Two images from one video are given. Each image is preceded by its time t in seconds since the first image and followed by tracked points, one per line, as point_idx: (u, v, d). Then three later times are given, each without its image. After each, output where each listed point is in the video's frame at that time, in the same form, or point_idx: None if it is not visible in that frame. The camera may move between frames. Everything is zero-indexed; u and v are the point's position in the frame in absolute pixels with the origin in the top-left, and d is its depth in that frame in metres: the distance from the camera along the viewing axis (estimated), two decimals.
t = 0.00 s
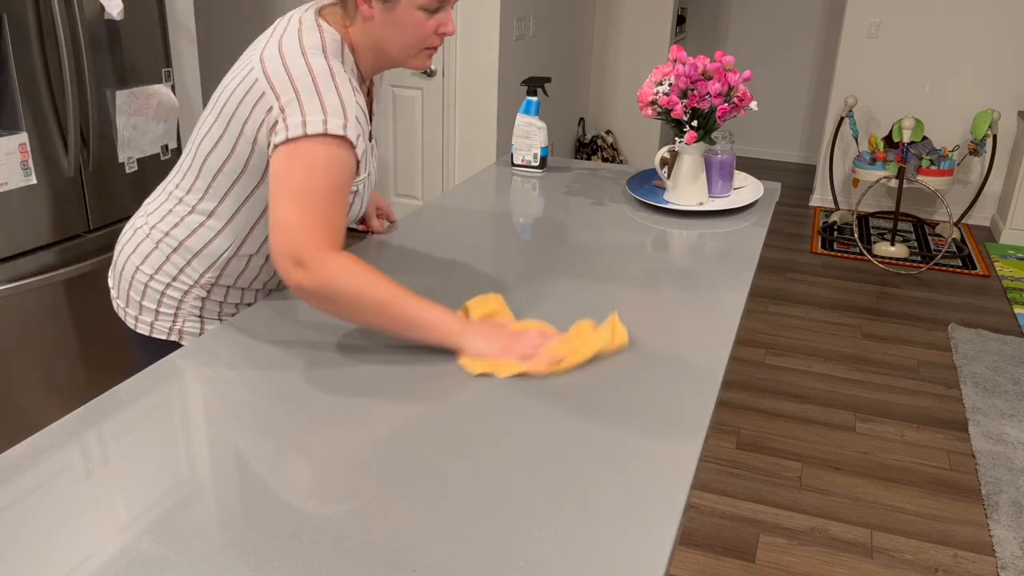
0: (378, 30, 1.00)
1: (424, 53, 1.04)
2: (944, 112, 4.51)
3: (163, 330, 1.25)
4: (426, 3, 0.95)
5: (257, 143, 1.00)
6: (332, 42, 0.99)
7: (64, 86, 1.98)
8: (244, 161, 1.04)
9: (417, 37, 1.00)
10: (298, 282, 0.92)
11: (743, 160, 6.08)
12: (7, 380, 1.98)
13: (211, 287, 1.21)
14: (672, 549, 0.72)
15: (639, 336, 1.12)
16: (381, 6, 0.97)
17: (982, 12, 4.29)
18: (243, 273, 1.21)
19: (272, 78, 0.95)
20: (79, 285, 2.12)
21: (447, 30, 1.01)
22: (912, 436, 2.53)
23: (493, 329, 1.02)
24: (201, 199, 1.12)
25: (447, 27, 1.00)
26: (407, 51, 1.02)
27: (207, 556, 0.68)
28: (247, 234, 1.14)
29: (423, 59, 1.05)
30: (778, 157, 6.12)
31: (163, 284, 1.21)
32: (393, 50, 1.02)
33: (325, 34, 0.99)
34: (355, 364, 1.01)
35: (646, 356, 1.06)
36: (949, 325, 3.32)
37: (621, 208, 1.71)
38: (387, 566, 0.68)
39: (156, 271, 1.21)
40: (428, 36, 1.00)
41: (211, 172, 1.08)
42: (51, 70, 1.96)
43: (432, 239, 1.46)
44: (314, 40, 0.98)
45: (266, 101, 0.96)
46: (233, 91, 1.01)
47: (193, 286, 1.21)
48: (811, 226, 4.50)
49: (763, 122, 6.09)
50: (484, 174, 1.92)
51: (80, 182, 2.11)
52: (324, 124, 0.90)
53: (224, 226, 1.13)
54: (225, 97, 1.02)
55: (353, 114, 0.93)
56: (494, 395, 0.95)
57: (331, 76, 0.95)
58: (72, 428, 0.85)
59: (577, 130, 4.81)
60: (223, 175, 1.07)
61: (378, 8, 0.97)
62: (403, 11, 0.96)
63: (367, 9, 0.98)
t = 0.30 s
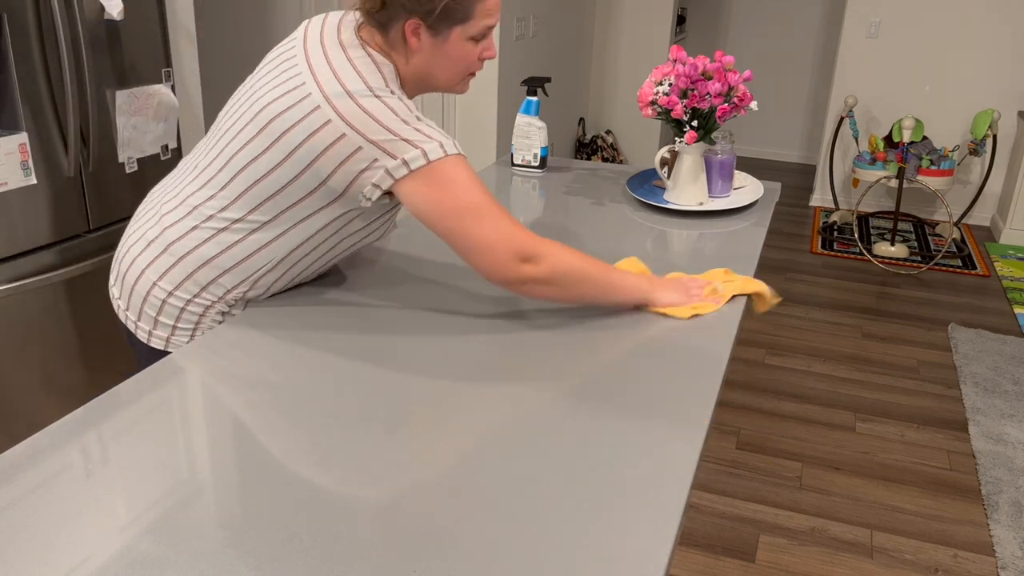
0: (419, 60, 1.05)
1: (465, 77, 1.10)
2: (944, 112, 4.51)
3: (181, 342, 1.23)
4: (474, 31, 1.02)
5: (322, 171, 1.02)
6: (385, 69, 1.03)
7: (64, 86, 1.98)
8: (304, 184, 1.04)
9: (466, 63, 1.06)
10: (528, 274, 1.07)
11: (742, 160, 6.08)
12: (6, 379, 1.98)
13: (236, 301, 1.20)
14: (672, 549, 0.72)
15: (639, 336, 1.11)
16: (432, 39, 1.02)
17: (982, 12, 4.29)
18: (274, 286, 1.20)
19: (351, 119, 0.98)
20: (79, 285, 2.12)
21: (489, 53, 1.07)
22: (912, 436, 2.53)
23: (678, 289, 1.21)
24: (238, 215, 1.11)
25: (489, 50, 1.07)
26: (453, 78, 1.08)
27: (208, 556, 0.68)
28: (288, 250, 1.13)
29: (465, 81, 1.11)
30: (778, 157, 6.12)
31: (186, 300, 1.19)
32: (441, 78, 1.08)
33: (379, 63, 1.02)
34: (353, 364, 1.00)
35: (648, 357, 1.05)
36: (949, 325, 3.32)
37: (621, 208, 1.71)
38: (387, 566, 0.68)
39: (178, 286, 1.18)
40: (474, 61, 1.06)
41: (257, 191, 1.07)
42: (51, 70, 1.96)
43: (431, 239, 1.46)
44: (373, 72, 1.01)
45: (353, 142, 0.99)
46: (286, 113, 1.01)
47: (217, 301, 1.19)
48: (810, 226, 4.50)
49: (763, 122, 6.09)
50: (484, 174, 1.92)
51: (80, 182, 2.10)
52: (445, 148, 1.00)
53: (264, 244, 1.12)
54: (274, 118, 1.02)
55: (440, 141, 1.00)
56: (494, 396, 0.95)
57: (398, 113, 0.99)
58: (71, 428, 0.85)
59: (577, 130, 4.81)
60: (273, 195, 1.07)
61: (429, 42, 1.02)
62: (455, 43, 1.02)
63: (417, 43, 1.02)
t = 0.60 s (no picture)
0: (376, 34, 1.04)
1: (417, 63, 1.08)
2: (944, 112, 4.51)
3: (171, 327, 1.25)
4: (415, 9, 0.99)
5: (281, 144, 1.02)
6: (349, 45, 1.03)
7: (64, 86, 1.98)
8: (267, 158, 1.05)
9: (411, 43, 1.03)
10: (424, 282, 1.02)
11: (742, 160, 6.08)
12: (6, 380, 1.98)
13: (224, 282, 1.22)
14: (672, 549, 0.72)
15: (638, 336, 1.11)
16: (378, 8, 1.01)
17: (983, 12, 4.29)
18: (258, 268, 1.21)
19: (302, 84, 0.97)
20: (80, 285, 2.12)
21: (441, 39, 1.04)
22: (912, 436, 2.53)
23: (608, 311, 1.10)
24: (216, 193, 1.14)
25: (440, 37, 1.03)
26: (400, 58, 1.06)
27: (208, 557, 0.68)
28: (263, 227, 1.15)
29: (417, 68, 1.09)
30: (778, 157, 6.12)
31: (175, 282, 1.22)
32: (386, 55, 1.06)
33: (342, 37, 1.04)
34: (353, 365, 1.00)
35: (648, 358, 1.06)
36: (949, 325, 3.32)
37: (621, 208, 1.71)
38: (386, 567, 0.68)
39: (167, 269, 1.21)
40: (422, 43, 1.03)
41: (229, 167, 1.09)
42: (51, 70, 1.96)
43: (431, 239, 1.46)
44: (333, 42, 1.02)
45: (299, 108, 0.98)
46: (252, 85, 1.03)
47: (204, 282, 1.21)
48: (810, 226, 4.50)
49: (763, 122, 6.09)
50: (484, 174, 1.92)
51: (80, 182, 2.10)
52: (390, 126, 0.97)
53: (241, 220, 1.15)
54: (238, 92, 1.05)
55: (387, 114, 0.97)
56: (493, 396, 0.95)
57: (356, 79, 0.98)
58: (72, 428, 0.85)
59: (577, 130, 4.81)
60: (244, 170, 1.08)
61: (376, 11, 1.02)
62: (396, 16, 1.00)
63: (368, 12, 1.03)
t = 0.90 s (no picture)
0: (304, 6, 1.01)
1: (348, 33, 1.03)
2: (944, 112, 4.52)
3: (136, 315, 1.25)
4: None
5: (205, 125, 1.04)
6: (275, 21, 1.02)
7: (64, 85, 1.97)
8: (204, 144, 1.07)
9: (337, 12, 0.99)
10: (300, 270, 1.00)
11: (742, 160, 6.08)
12: (6, 380, 1.98)
13: (184, 268, 1.22)
14: (672, 549, 0.72)
15: (639, 336, 1.11)
16: None
17: (983, 12, 4.29)
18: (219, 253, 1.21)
19: (217, 63, 0.97)
20: (80, 285, 2.12)
21: (369, 9, 1.00)
22: (912, 436, 2.53)
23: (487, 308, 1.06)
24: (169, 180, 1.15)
25: (368, 7, 1.00)
26: (329, 28, 1.02)
27: (209, 557, 0.68)
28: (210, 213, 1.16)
29: (348, 39, 1.04)
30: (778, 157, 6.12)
31: (139, 268, 1.23)
32: (316, 27, 1.02)
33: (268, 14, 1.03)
34: (354, 365, 1.00)
35: (649, 358, 1.05)
36: (949, 325, 3.32)
37: (621, 208, 1.71)
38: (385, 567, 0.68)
39: (131, 256, 1.23)
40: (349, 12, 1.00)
41: (175, 153, 1.11)
42: (51, 70, 1.96)
43: (431, 238, 1.46)
44: (255, 20, 1.01)
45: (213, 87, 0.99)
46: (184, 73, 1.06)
47: (165, 268, 1.22)
48: (810, 226, 4.50)
49: (763, 122, 6.09)
50: (484, 174, 1.92)
51: (80, 182, 2.10)
52: (288, 106, 0.94)
53: (191, 201, 1.15)
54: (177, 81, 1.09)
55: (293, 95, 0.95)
56: (494, 395, 0.95)
57: (273, 59, 0.98)
58: (72, 428, 0.85)
59: (577, 130, 4.81)
60: (188, 155, 1.10)
61: None
62: None
63: None
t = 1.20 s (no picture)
0: None
1: (295, 19, 1.07)
2: (943, 113, 4.52)
3: (139, 301, 1.28)
4: None
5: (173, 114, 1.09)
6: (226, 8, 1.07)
7: (64, 85, 1.97)
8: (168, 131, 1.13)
9: None
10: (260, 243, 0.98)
11: (742, 160, 6.08)
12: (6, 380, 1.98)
13: (182, 251, 1.25)
14: (673, 548, 0.72)
15: (639, 336, 1.11)
16: None
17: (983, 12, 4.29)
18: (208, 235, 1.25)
19: (177, 54, 1.02)
20: (80, 284, 2.12)
21: None
22: (912, 436, 2.53)
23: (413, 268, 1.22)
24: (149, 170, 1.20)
25: None
26: (277, 15, 1.05)
27: (209, 557, 0.68)
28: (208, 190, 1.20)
29: (297, 25, 1.07)
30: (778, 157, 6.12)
31: (136, 257, 1.26)
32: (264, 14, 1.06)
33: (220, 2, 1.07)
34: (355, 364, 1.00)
35: (647, 357, 1.06)
36: (949, 325, 3.32)
37: (621, 208, 1.71)
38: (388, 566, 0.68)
39: (128, 246, 1.26)
40: None
41: (149, 141, 1.17)
42: (51, 69, 1.96)
43: (432, 238, 1.46)
44: (209, 9, 1.06)
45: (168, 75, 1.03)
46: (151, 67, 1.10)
47: (165, 253, 1.25)
48: (810, 226, 4.50)
49: (763, 123, 6.09)
50: (484, 174, 1.92)
51: (80, 182, 2.10)
52: (231, 84, 0.97)
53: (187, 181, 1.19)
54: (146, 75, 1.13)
55: (240, 72, 0.99)
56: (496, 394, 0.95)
57: (224, 40, 1.02)
58: (72, 428, 0.85)
59: (577, 130, 4.81)
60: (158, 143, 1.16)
61: None
62: None
63: None
